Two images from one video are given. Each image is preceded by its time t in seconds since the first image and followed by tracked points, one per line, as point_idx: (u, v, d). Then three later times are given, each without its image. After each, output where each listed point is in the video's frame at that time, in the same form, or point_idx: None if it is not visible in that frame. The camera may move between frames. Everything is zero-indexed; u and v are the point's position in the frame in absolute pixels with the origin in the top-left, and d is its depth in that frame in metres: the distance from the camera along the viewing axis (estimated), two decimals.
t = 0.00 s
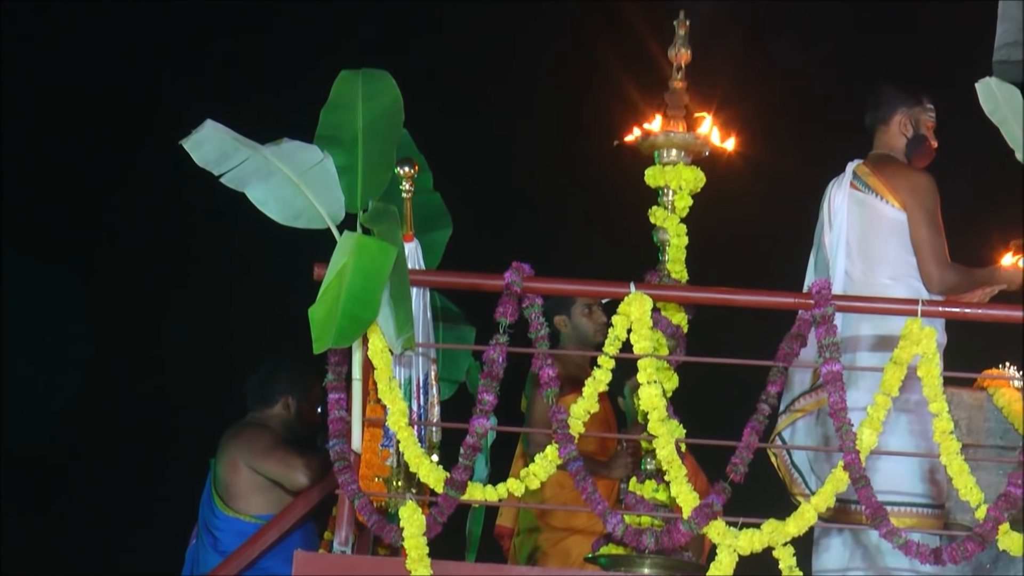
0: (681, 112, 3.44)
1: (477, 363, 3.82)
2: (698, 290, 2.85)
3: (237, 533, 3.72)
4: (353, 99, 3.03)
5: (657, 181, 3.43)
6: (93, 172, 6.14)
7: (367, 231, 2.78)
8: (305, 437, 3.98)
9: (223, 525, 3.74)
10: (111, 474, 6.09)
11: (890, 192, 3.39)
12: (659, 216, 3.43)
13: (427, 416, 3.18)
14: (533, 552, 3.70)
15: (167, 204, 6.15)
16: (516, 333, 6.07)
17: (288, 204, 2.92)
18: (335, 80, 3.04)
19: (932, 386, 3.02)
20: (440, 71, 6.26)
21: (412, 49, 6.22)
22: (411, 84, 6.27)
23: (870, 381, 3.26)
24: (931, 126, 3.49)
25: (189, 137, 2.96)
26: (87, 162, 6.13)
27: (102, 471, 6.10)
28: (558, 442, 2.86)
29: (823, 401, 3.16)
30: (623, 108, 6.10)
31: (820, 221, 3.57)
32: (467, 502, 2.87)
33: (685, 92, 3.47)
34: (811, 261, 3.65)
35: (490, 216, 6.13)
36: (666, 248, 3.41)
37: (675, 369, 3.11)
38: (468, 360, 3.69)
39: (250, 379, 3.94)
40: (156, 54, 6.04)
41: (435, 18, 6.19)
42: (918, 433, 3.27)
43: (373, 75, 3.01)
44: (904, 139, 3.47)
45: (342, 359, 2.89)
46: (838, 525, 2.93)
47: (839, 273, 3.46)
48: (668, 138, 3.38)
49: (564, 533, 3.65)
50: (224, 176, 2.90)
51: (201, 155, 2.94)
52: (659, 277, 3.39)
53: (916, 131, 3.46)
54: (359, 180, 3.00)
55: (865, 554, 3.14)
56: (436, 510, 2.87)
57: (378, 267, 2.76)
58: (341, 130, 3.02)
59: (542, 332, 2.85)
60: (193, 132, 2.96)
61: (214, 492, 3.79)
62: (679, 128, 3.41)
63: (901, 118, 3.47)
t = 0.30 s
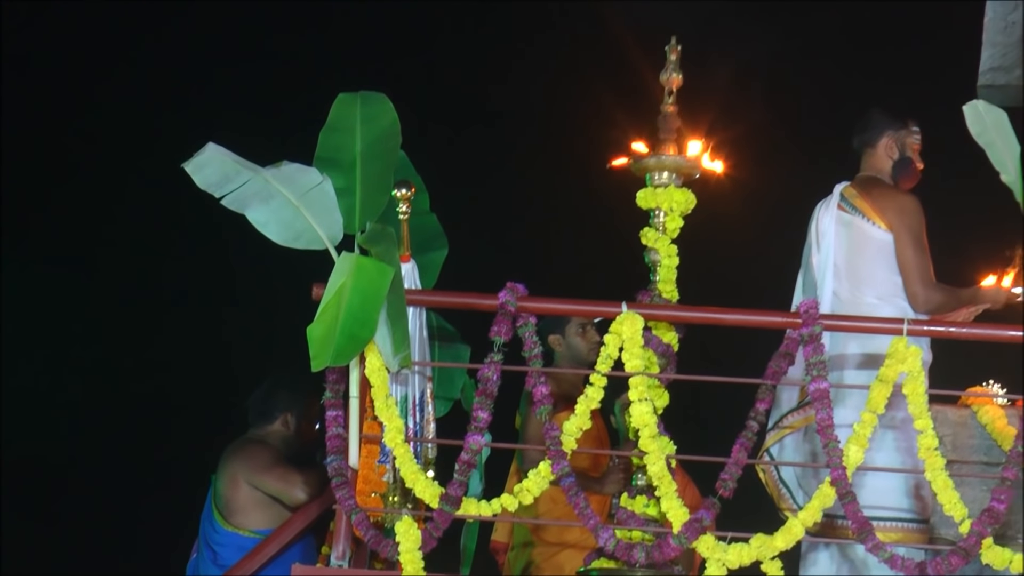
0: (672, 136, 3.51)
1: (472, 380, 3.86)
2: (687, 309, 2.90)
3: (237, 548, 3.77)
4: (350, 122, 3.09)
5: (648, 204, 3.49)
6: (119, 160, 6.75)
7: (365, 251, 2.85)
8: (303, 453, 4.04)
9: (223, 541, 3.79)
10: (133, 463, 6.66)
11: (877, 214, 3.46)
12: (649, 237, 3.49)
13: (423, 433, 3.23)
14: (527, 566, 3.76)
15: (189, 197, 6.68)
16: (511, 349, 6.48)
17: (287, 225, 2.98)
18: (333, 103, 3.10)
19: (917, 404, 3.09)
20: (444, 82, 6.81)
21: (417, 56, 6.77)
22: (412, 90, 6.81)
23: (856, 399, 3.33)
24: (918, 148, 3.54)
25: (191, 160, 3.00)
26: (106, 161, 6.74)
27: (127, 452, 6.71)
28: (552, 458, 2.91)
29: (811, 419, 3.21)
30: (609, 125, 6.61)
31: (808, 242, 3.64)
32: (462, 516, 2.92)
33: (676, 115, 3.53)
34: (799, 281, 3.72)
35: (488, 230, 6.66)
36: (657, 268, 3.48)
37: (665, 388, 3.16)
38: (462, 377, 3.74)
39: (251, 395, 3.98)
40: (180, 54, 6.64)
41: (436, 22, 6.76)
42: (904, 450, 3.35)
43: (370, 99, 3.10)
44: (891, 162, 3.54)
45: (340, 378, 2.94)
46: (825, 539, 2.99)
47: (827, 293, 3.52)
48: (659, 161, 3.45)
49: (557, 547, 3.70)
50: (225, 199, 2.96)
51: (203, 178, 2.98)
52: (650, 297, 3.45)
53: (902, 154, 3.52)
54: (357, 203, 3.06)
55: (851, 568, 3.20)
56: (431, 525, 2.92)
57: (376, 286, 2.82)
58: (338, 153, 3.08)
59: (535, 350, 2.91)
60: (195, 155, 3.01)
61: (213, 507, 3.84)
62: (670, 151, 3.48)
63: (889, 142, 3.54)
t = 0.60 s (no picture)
0: (630, 155, 3.58)
1: (432, 394, 3.92)
2: (644, 324, 2.96)
3: (202, 560, 3.81)
4: (314, 141, 3.10)
5: (607, 221, 3.54)
6: (123, 161, 8.35)
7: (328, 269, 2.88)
8: (267, 465, 4.08)
9: (188, 552, 3.83)
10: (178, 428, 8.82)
11: (831, 232, 3.54)
12: (608, 254, 3.56)
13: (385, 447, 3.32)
14: None
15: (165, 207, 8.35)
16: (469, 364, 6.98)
17: (253, 243, 3.03)
18: (297, 121, 3.11)
19: (870, 418, 3.16)
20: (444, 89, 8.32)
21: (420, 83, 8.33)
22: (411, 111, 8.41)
23: (810, 414, 3.41)
24: (872, 167, 3.64)
25: (157, 178, 3.05)
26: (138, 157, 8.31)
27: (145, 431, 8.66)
28: (511, 471, 2.96)
29: (765, 433, 3.27)
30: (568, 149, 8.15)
31: (764, 258, 3.71)
32: (423, 529, 2.95)
33: (634, 135, 3.60)
34: (755, 297, 3.79)
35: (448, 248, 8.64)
36: (615, 284, 3.54)
37: (623, 402, 3.23)
38: (424, 393, 3.79)
39: (217, 410, 4.01)
40: (218, 71, 8.14)
41: (436, 55, 8.21)
42: (857, 463, 3.43)
43: (335, 118, 3.09)
44: (846, 181, 3.63)
45: (303, 393, 2.98)
46: (779, 551, 3.05)
47: (782, 308, 3.59)
48: (618, 179, 3.52)
49: (517, 559, 3.75)
50: (191, 217, 3.00)
51: (169, 197, 3.03)
52: (608, 313, 3.52)
53: (857, 173, 3.61)
54: (321, 221, 3.10)
55: None
56: (394, 536, 2.96)
57: (339, 303, 2.85)
58: (302, 170, 3.11)
59: (496, 365, 2.96)
60: (161, 173, 3.06)
61: (180, 520, 3.87)
62: (628, 169, 3.55)
63: (843, 162, 3.62)
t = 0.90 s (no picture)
0: (572, 175, 3.65)
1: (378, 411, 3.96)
2: (585, 341, 3.02)
3: (151, 572, 3.86)
4: (261, 161, 3.14)
5: (549, 240, 3.62)
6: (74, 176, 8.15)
7: (276, 287, 2.91)
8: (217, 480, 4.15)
9: (138, 565, 3.89)
10: (127, 446, 8.47)
11: (769, 250, 3.62)
12: (549, 272, 3.63)
13: (331, 461, 3.37)
14: None
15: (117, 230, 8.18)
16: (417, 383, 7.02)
17: (201, 261, 3.07)
18: (244, 142, 3.14)
19: (807, 433, 3.24)
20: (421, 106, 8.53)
21: (409, 83, 8.44)
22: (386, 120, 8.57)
23: (748, 428, 3.50)
24: (806, 188, 3.76)
25: (105, 198, 3.05)
26: (118, 158, 8.14)
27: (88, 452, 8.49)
28: (455, 485, 3.01)
29: (704, 447, 3.36)
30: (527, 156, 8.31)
31: (702, 276, 3.80)
32: (369, 542, 3.00)
33: (576, 155, 3.67)
34: (693, 315, 3.87)
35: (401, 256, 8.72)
36: (557, 302, 3.62)
37: (565, 418, 3.27)
38: (370, 409, 3.83)
39: (168, 426, 4.10)
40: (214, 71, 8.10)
41: (430, 55, 8.37)
42: (793, 477, 3.52)
43: (282, 139, 3.13)
44: (784, 201, 3.72)
45: (250, 407, 3.01)
46: (718, 563, 3.12)
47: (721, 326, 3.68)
48: (559, 199, 3.58)
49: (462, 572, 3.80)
50: (140, 236, 3.03)
51: (118, 216, 3.04)
52: (550, 330, 3.59)
53: (794, 193, 3.72)
54: (267, 241, 3.13)
55: None
56: (339, 550, 2.99)
57: (287, 320, 2.89)
58: (249, 190, 3.14)
59: (440, 380, 3.00)
60: (109, 194, 3.06)
61: (131, 533, 3.93)
62: (570, 189, 3.62)
63: (779, 185, 3.71)
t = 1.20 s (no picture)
0: (522, 202, 3.72)
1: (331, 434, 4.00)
2: (535, 365, 3.07)
3: None
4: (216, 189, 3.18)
5: (499, 265, 3.70)
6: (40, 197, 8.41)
7: (230, 311, 2.96)
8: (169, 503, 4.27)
9: None
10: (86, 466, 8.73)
11: (718, 274, 3.71)
12: (500, 297, 3.69)
13: (286, 482, 3.39)
14: None
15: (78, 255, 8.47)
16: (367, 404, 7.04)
17: (157, 286, 3.10)
18: (199, 170, 3.18)
19: (753, 454, 3.31)
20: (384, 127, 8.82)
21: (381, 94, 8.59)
22: (343, 142, 8.77)
23: (695, 450, 3.58)
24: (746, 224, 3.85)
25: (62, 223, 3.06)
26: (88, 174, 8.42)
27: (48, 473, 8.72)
28: (407, 506, 3.04)
29: (652, 469, 3.43)
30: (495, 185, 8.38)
31: (651, 299, 3.87)
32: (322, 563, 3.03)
33: (527, 183, 3.75)
34: (642, 338, 3.95)
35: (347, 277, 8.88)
36: (507, 326, 3.68)
37: (515, 440, 3.32)
38: (323, 432, 3.87)
39: (122, 451, 4.22)
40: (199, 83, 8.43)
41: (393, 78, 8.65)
42: (739, 498, 3.59)
43: (237, 167, 3.18)
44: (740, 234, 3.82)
45: (206, 430, 3.02)
46: None
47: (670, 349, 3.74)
48: (510, 225, 3.66)
49: None
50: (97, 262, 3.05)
51: (76, 242, 3.05)
52: (501, 353, 3.64)
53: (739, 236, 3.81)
54: (223, 265, 3.16)
55: None
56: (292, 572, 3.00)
57: (242, 344, 2.93)
58: (205, 217, 3.17)
59: (392, 404, 3.06)
60: (66, 219, 3.07)
61: (87, 556, 4.04)
62: (520, 215, 3.70)
63: (742, 217, 3.80)
